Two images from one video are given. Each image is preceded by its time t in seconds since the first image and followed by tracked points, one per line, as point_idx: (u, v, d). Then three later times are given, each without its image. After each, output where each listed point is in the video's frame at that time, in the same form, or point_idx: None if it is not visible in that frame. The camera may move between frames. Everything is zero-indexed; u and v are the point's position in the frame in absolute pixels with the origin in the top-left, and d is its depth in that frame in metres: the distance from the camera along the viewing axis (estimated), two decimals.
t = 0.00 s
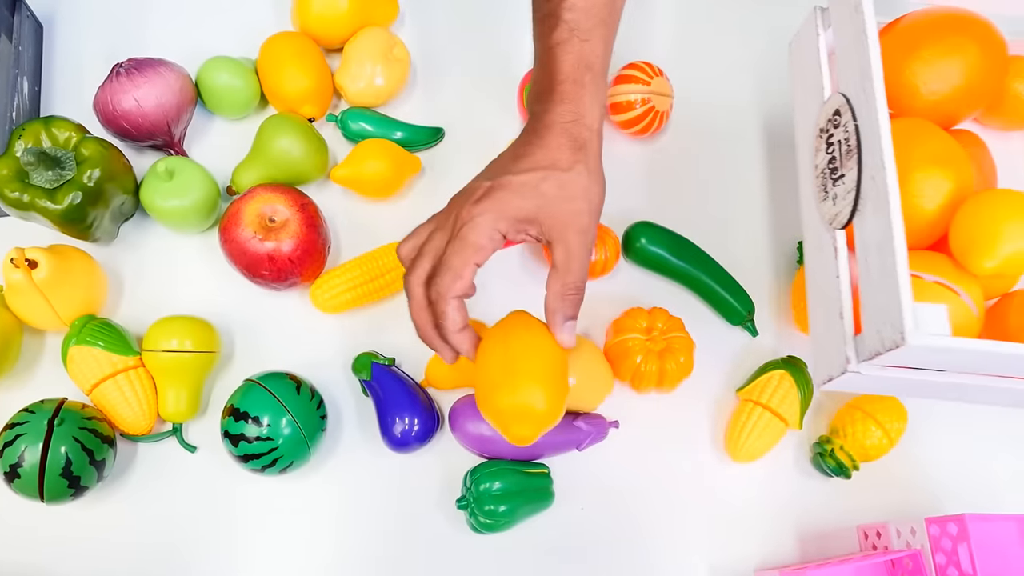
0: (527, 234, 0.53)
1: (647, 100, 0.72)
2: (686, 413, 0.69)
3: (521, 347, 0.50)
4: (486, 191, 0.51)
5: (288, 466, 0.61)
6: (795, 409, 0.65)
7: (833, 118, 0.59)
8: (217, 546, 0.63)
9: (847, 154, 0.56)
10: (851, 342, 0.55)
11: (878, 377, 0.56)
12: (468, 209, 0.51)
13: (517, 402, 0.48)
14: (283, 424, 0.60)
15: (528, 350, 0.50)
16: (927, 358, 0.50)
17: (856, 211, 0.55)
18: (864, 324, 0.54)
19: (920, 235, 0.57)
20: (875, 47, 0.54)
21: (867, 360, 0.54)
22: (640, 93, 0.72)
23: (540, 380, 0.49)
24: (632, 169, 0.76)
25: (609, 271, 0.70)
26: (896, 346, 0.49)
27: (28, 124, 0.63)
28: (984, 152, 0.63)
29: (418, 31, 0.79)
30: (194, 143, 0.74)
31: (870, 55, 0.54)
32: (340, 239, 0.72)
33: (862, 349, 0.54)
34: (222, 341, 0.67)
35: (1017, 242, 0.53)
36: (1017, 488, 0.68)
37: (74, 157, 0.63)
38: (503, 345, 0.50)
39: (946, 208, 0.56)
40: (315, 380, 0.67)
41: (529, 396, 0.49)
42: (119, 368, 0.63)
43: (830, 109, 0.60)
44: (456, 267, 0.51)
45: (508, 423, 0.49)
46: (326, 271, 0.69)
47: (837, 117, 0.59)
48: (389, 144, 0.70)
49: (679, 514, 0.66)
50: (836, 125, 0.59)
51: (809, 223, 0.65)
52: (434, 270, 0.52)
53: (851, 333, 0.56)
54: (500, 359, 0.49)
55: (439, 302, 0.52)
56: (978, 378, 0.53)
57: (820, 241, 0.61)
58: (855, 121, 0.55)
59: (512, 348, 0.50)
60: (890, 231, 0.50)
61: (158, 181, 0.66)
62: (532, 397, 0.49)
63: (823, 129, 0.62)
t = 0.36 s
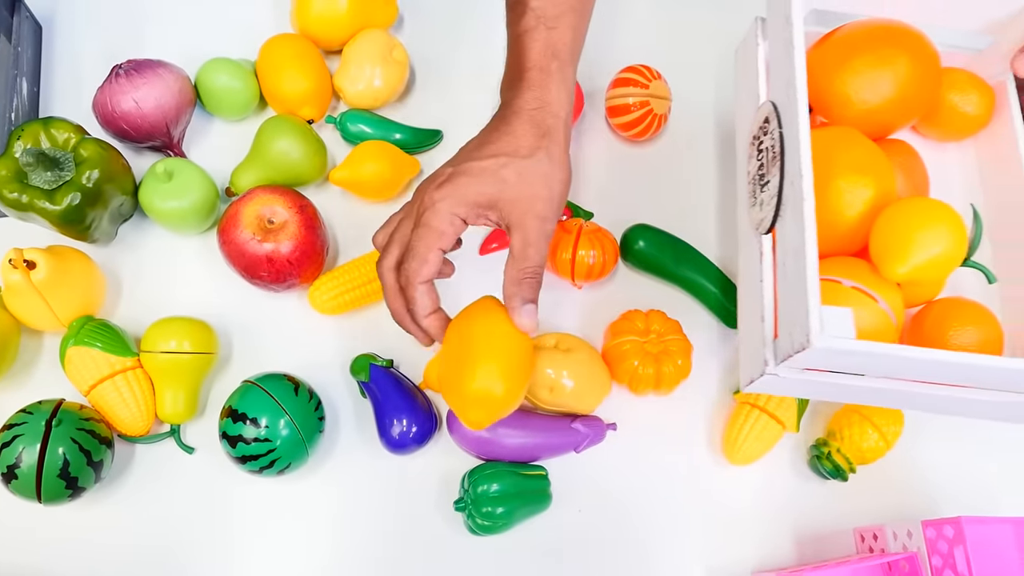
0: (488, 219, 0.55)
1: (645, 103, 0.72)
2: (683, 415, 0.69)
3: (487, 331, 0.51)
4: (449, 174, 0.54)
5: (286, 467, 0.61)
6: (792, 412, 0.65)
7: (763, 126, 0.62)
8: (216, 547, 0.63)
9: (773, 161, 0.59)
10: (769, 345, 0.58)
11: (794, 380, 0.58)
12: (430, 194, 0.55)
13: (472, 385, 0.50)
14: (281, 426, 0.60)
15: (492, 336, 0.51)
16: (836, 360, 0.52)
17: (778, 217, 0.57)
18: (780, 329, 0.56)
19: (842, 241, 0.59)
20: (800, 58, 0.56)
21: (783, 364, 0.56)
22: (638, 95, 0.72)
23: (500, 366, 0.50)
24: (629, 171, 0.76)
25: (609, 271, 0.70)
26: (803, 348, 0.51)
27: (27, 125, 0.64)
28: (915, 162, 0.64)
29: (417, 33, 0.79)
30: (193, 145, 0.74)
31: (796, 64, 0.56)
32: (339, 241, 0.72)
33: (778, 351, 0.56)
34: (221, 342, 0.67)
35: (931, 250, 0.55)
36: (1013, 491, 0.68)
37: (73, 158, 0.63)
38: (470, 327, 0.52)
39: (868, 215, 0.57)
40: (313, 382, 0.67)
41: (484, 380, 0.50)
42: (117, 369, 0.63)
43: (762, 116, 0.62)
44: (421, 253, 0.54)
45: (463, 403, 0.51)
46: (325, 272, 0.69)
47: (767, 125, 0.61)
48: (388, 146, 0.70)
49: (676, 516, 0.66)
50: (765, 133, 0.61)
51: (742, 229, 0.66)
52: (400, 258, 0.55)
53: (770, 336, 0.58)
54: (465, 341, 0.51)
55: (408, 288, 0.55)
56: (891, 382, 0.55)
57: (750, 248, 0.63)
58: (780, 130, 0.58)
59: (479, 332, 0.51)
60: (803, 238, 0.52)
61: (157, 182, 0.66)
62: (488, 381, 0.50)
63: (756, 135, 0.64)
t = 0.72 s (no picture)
0: (474, 169, 0.55)
1: (646, 102, 0.72)
2: (682, 414, 0.69)
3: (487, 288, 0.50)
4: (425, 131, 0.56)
5: (287, 465, 0.61)
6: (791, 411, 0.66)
7: (688, 144, 0.64)
8: (218, 545, 0.63)
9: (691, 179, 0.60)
10: (678, 357, 0.59)
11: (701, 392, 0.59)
12: (413, 154, 0.56)
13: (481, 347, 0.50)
14: (282, 424, 0.60)
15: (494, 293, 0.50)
16: (734, 374, 0.53)
17: (693, 235, 0.58)
18: (687, 342, 0.57)
19: (754, 258, 0.60)
20: (718, 85, 0.58)
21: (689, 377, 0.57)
22: (639, 95, 0.72)
23: (506, 320, 0.50)
24: (629, 171, 0.76)
25: (608, 272, 0.70)
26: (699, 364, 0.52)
27: (29, 124, 0.64)
28: (840, 184, 0.64)
29: (418, 32, 0.79)
30: (194, 144, 0.74)
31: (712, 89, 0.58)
32: (340, 240, 0.72)
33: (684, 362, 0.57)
34: (222, 340, 0.68)
35: (835, 270, 0.55)
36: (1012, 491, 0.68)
37: (75, 157, 0.63)
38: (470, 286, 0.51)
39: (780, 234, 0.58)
40: (314, 381, 0.67)
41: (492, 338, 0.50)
42: (119, 367, 0.63)
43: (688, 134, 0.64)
44: (413, 210, 0.55)
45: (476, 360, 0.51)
46: (327, 271, 0.69)
47: (690, 144, 0.63)
48: (388, 145, 0.71)
49: (675, 514, 0.66)
50: (689, 152, 0.63)
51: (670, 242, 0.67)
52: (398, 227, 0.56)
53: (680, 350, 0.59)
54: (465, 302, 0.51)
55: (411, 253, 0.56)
56: (795, 395, 0.57)
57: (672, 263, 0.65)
58: (697, 150, 0.59)
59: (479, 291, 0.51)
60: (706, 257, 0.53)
61: (158, 181, 0.66)
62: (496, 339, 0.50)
63: (684, 152, 0.65)
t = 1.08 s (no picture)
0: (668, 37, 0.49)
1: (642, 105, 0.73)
2: (680, 415, 0.69)
3: (789, 146, 0.48)
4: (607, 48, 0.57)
5: (286, 467, 0.62)
6: (788, 411, 0.66)
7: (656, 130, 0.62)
8: (218, 547, 0.63)
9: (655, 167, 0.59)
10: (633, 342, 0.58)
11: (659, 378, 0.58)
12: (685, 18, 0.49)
13: (825, 204, 0.47)
14: (281, 426, 0.61)
15: (824, 138, 0.48)
16: (681, 358, 0.53)
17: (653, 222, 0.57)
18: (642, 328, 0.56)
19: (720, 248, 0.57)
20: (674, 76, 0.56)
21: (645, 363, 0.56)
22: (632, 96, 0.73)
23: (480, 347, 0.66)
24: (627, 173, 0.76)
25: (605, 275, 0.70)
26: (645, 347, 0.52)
27: (29, 128, 0.64)
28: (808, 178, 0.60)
29: (415, 36, 0.80)
30: (193, 148, 0.74)
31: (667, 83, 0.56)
32: (339, 243, 0.72)
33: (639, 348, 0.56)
34: (221, 343, 0.68)
35: (799, 270, 0.53)
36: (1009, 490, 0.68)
37: (75, 161, 0.64)
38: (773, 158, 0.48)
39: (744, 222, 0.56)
40: (313, 383, 0.67)
41: (839, 194, 0.46)
42: (119, 370, 0.63)
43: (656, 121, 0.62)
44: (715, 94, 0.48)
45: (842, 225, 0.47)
46: (326, 274, 0.69)
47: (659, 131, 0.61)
48: (388, 148, 0.71)
49: (673, 515, 0.66)
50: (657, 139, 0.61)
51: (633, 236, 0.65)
52: (639, 139, 0.50)
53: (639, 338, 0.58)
54: (820, 156, 0.47)
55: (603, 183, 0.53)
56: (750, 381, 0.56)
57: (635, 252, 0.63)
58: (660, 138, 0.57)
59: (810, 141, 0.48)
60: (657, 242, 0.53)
61: (158, 185, 0.66)
62: (844, 194, 0.47)
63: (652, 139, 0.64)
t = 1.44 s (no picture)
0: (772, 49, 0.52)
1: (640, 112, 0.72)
2: (677, 422, 0.69)
3: (871, 172, 0.52)
4: (715, 34, 0.54)
5: (284, 475, 0.62)
6: (787, 419, 0.66)
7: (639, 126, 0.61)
8: (214, 554, 0.63)
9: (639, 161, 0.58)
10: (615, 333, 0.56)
11: (641, 370, 0.56)
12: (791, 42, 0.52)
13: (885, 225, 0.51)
14: (279, 434, 0.61)
15: (900, 167, 0.52)
16: (663, 349, 0.51)
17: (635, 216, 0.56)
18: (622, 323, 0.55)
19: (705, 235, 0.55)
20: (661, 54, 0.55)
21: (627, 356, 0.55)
22: (634, 104, 0.73)
23: (478, 353, 0.66)
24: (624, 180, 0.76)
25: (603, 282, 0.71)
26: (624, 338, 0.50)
27: (29, 135, 0.64)
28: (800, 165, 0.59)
29: (415, 43, 0.80)
30: (192, 154, 0.74)
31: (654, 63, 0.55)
32: (337, 249, 0.72)
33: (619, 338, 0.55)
34: (219, 350, 0.68)
35: (795, 323, 0.49)
36: (1006, 499, 0.68)
37: (74, 168, 0.64)
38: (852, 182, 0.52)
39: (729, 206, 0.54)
40: (311, 390, 0.67)
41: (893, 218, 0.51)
42: (116, 377, 0.63)
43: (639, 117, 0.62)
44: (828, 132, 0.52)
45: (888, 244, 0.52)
46: (324, 281, 0.70)
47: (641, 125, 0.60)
48: (386, 155, 0.71)
49: (671, 524, 0.66)
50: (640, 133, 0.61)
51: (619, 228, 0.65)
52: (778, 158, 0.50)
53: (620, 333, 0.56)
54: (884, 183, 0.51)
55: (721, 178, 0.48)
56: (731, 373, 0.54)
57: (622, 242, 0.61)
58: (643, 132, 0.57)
59: (886, 165, 0.52)
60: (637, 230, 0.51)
61: (157, 192, 0.66)
62: (899, 219, 0.51)
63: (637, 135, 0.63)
